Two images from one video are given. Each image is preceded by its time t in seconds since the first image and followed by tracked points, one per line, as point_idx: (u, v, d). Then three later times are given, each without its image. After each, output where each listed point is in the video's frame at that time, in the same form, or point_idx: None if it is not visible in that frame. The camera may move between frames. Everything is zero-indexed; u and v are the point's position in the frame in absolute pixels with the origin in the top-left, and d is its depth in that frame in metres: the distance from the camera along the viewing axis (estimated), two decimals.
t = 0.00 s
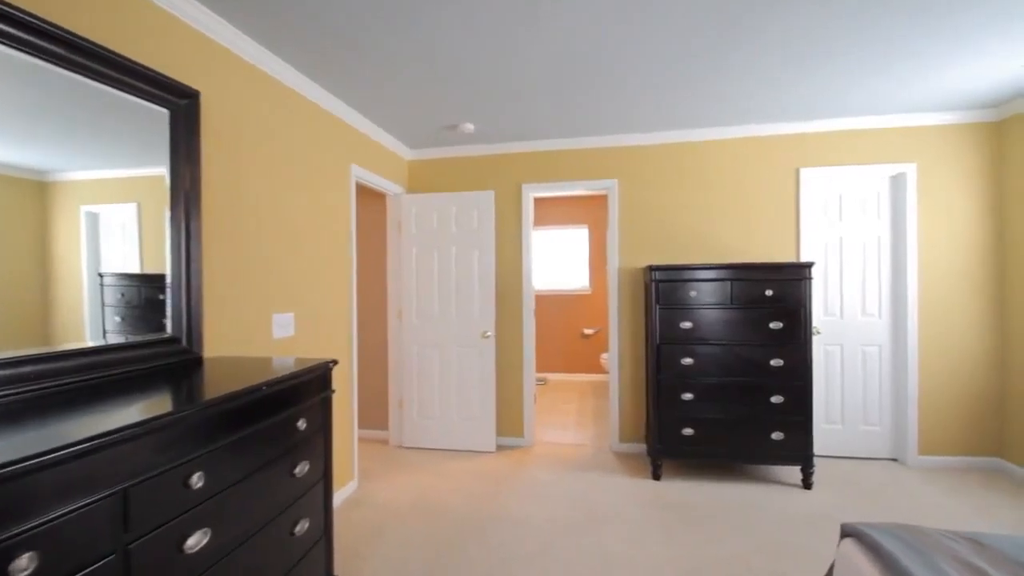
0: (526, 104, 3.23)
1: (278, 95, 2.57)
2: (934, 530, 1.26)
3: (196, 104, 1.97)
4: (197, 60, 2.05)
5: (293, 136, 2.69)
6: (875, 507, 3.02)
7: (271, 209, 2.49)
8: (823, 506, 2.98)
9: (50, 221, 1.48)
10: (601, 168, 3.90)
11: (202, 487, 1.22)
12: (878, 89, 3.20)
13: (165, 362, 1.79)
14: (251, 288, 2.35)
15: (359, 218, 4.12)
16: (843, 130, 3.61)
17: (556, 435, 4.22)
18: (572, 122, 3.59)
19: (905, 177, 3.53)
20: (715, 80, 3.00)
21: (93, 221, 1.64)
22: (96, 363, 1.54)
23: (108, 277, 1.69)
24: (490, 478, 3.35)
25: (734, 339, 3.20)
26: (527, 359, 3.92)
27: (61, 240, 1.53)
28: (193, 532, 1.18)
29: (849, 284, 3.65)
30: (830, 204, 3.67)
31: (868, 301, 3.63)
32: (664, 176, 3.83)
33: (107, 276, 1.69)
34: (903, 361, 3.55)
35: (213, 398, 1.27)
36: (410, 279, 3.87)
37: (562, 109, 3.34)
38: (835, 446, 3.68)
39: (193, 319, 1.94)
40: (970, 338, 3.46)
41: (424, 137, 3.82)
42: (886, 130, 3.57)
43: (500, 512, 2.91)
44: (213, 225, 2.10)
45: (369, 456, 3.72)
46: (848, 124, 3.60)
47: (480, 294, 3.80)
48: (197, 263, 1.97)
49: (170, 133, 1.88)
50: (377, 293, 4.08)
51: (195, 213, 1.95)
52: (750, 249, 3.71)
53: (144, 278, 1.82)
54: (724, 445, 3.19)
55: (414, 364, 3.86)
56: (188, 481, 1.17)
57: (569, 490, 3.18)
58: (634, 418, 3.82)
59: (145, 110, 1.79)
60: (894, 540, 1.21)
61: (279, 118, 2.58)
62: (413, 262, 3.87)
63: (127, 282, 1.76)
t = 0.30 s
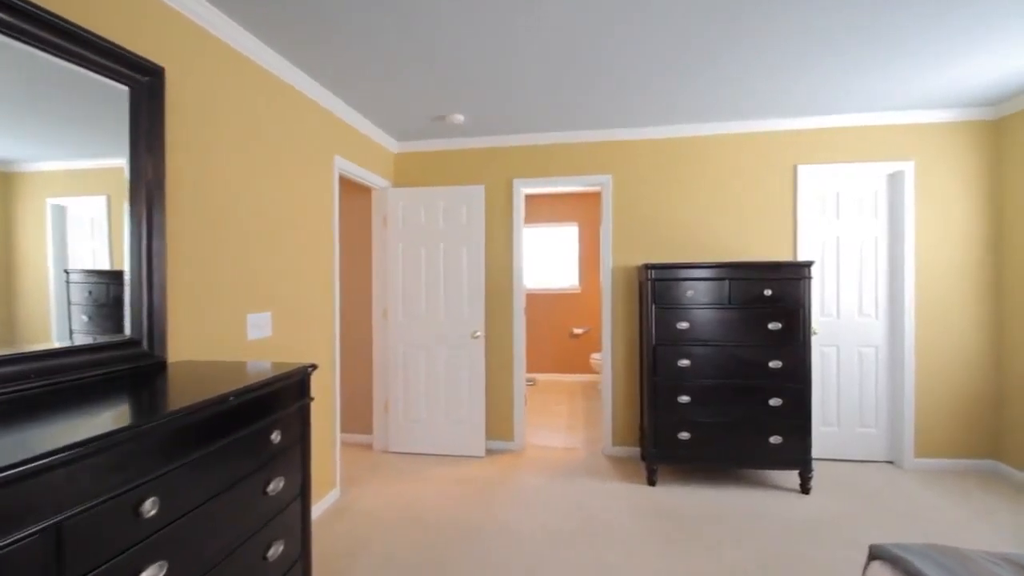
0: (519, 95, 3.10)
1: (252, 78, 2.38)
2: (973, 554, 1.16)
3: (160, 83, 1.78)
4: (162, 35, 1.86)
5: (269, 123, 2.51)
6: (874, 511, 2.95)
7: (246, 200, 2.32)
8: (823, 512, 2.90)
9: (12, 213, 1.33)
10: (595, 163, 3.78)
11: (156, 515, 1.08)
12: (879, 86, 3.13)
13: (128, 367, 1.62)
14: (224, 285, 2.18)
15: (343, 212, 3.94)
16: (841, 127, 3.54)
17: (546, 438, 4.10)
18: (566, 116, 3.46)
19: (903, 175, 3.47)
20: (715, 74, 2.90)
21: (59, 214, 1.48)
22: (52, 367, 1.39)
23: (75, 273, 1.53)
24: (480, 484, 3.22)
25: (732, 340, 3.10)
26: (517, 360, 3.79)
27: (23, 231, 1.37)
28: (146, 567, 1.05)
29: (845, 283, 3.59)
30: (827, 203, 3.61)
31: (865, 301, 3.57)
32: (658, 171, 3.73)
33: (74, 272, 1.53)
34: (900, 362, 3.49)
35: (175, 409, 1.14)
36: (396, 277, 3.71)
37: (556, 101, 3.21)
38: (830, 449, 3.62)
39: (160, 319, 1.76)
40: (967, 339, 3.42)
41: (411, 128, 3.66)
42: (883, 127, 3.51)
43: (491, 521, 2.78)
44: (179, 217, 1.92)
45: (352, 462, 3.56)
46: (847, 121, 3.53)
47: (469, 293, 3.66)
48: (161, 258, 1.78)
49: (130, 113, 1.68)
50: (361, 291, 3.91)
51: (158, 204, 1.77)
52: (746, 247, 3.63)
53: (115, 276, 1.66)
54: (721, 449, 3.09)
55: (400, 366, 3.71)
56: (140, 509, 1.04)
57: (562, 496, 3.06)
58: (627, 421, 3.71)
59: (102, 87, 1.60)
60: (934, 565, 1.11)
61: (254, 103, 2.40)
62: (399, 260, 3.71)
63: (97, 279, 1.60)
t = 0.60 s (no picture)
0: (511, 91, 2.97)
1: (226, 65, 2.21)
2: None
3: (118, 66, 1.61)
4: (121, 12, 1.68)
5: (243, 113, 2.34)
6: (875, 518, 2.88)
7: (218, 196, 2.15)
8: (824, 520, 2.81)
9: None
10: (588, 161, 3.67)
11: (97, 558, 0.96)
12: (877, 85, 3.07)
13: (79, 382, 1.45)
14: (191, 289, 2.01)
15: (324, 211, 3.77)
16: (837, 126, 3.48)
17: (537, 445, 3.97)
18: (558, 112, 3.35)
19: (899, 176, 3.42)
20: (715, 73, 2.81)
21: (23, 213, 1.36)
22: None
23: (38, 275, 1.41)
24: (469, 496, 3.08)
25: (729, 344, 3.00)
26: (507, 365, 3.66)
27: None
28: None
29: (842, 286, 3.52)
30: (823, 204, 3.54)
31: (861, 303, 3.51)
32: (652, 170, 3.63)
33: (37, 274, 1.41)
34: (896, 366, 3.44)
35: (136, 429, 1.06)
36: (381, 279, 3.56)
37: (549, 97, 3.09)
38: (827, 454, 3.54)
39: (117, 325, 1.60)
40: (964, 342, 3.37)
41: (396, 124, 3.51)
42: (879, 126, 3.45)
43: (482, 535, 2.64)
44: (139, 214, 1.75)
45: (335, 474, 3.40)
46: (843, 120, 3.47)
47: (457, 295, 3.52)
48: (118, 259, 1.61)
49: (83, 98, 1.51)
50: (344, 294, 3.74)
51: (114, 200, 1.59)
52: (742, 248, 3.54)
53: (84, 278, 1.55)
54: (718, 457, 2.99)
55: (385, 371, 3.56)
56: (76, 553, 0.92)
57: (555, 507, 2.94)
58: (621, 427, 3.60)
59: (51, 68, 1.42)
60: None
61: (227, 91, 2.23)
62: (384, 261, 3.56)
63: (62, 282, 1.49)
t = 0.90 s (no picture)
0: (499, 87, 2.86)
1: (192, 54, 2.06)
2: None
3: (68, 49, 1.46)
4: None
5: (213, 107, 2.18)
6: (877, 526, 2.79)
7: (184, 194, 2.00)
8: (827, 530, 2.72)
9: None
10: (579, 160, 3.57)
11: None
12: (872, 83, 3.01)
13: (19, 403, 1.30)
14: (154, 295, 1.85)
15: (305, 213, 3.61)
16: (832, 125, 3.42)
17: (528, 454, 3.84)
18: (548, 110, 3.24)
19: (895, 175, 3.36)
20: (710, 68, 2.72)
21: None
22: None
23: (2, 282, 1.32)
24: (459, 510, 2.94)
25: (727, 349, 2.90)
26: (497, 372, 3.53)
27: None
28: None
29: (838, 287, 3.45)
30: (818, 205, 3.47)
31: (858, 306, 3.44)
32: (645, 170, 3.53)
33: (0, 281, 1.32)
34: (894, 369, 3.37)
35: (87, 454, 0.94)
36: (365, 284, 3.42)
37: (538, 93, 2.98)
38: (825, 461, 3.46)
39: (64, 337, 1.44)
40: (962, 344, 3.32)
41: (381, 122, 3.37)
42: (874, 125, 3.40)
43: (472, 552, 2.51)
44: (93, 213, 1.60)
45: (317, 489, 3.23)
46: (837, 119, 3.41)
47: (445, 300, 3.39)
48: (66, 263, 1.45)
49: (23, 82, 1.35)
50: (325, 300, 3.58)
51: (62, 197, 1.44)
52: (737, 251, 3.46)
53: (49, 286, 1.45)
54: (717, 466, 2.89)
55: (369, 380, 3.41)
56: None
57: (548, 521, 2.81)
58: (615, 436, 3.48)
59: None
60: None
61: (195, 83, 2.08)
62: (368, 265, 3.42)
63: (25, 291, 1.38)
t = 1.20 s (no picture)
0: (487, 76, 2.72)
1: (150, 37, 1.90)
2: None
3: None
4: None
5: (175, 94, 2.01)
6: (884, 533, 2.69)
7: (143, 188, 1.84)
8: (834, 539, 2.60)
9: None
10: (571, 155, 3.43)
11: None
12: (873, 73, 2.91)
13: None
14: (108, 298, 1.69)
15: (284, 212, 3.43)
16: (831, 119, 3.32)
17: (520, 461, 3.70)
18: (539, 102, 3.10)
19: (896, 170, 3.27)
20: (707, 55, 2.60)
21: None
22: None
23: None
24: (448, 523, 2.79)
25: (728, 350, 2.78)
26: (487, 376, 3.38)
27: None
28: None
29: (838, 286, 3.35)
30: (818, 201, 3.37)
31: (859, 304, 3.35)
32: (639, 166, 3.41)
33: None
34: (897, 369, 3.27)
35: None
36: (348, 286, 3.25)
37: (528, 84, 2.84)
38: (826, 464, 3.36)
39: None
40: (965, 342, 3.23)
41: (363, 115, 3.21)
42: (873, 119, 3.30)
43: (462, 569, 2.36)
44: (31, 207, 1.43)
45: (298, 503, 3.06)
46: (836, 112, 3.31)
47: (432, 302, 3.23)
48: None
49: None
50: (306, 303, 3.40)
51: None
52: (735, 249, 3.35)
53: None
54: (718, 473, 2.76)
55: (354, 387, 3.24)
56: None
57: (542, 533, 2.67)
58: (611, 442, 3.35)
59: None
60: None
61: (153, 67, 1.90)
62: (351, 266, 3.25)
63: None
